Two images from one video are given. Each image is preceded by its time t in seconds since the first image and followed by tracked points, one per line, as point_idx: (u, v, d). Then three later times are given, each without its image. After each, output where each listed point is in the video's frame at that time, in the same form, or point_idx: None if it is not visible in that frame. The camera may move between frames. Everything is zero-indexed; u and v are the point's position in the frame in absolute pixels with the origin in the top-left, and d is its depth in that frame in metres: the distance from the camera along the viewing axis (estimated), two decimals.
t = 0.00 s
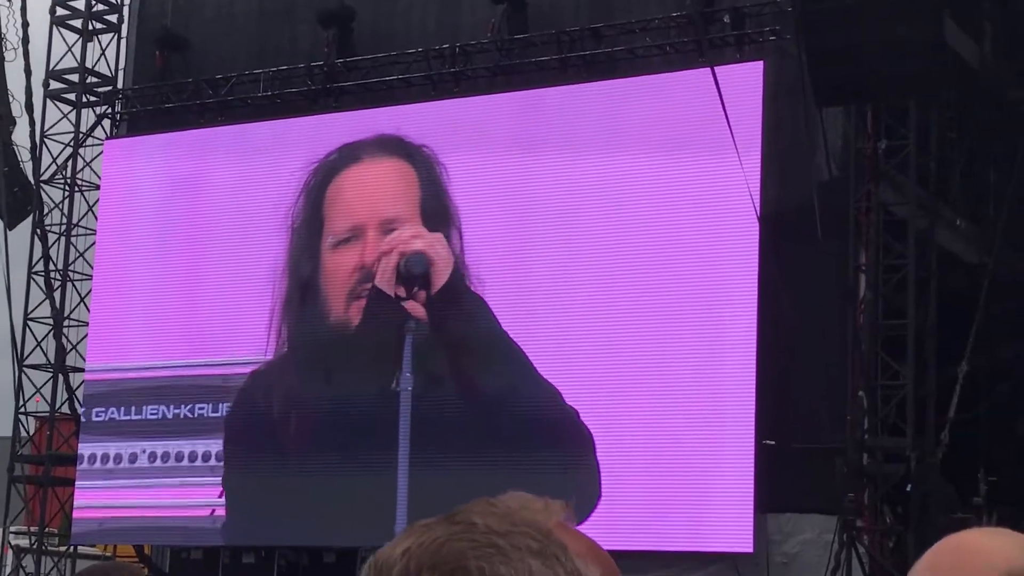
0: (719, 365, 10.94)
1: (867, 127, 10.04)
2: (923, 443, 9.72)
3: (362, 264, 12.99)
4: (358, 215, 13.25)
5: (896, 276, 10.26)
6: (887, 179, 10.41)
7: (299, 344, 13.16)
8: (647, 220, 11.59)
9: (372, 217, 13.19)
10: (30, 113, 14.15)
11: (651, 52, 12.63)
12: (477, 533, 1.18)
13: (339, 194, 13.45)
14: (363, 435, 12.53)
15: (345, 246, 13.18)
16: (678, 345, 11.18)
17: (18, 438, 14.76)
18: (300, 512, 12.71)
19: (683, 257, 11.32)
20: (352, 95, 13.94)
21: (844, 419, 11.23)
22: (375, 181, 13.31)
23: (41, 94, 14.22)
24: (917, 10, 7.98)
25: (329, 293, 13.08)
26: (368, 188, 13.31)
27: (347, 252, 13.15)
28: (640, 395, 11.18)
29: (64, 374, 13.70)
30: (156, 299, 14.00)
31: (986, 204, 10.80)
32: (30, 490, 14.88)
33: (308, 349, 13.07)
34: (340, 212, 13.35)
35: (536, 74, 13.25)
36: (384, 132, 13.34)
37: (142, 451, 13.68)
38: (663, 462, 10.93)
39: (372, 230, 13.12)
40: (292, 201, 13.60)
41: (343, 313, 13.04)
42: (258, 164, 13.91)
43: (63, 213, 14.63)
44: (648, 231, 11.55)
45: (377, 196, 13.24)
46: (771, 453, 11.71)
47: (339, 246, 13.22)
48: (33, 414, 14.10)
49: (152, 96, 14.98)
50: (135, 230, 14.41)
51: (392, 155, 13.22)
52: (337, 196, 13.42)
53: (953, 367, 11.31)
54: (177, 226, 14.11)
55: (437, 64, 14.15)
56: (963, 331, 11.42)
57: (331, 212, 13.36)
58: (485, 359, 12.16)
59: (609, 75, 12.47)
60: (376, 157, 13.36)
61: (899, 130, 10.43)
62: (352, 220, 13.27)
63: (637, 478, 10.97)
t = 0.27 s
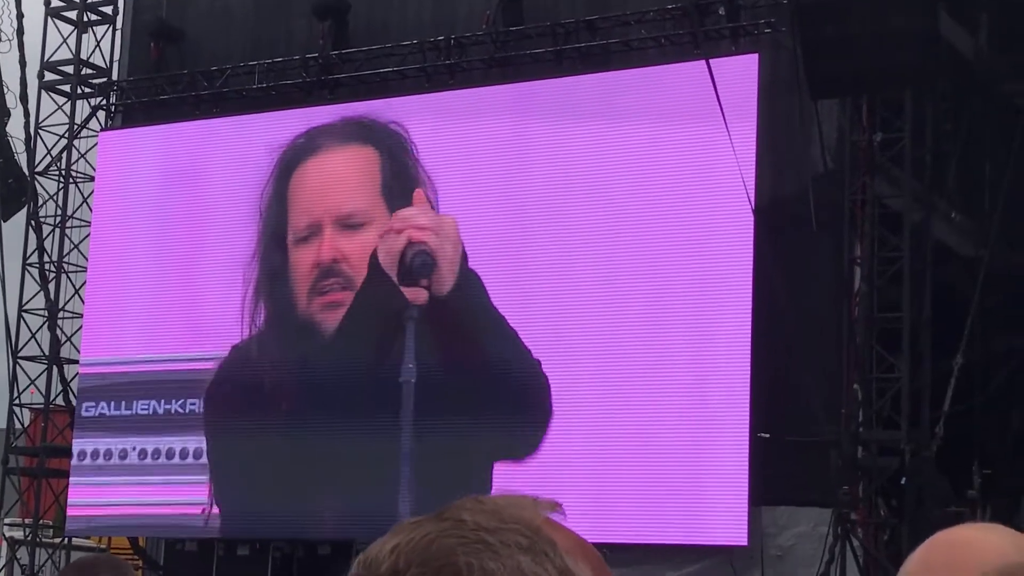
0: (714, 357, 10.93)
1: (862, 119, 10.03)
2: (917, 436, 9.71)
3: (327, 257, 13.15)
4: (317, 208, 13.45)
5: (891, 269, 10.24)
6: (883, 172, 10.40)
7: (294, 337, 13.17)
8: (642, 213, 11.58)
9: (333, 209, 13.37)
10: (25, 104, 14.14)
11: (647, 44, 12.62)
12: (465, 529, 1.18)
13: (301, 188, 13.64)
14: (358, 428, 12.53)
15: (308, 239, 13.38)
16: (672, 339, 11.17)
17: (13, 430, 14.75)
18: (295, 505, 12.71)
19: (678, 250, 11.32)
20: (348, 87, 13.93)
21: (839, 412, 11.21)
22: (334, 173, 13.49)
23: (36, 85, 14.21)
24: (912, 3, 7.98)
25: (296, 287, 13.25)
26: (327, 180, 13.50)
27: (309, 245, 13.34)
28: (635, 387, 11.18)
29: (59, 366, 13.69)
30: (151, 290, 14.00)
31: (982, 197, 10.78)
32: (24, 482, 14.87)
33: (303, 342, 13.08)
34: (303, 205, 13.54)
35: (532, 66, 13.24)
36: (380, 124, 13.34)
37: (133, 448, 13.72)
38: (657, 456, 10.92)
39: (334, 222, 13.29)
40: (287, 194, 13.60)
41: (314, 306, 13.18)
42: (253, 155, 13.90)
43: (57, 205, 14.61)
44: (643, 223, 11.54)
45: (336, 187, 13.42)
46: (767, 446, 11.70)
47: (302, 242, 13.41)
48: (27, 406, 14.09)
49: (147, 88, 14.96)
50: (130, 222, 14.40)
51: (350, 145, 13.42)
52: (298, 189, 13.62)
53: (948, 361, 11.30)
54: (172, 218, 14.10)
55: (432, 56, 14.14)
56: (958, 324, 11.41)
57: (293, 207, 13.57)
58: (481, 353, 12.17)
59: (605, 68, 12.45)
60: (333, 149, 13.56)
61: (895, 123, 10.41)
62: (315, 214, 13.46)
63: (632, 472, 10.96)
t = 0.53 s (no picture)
0: (717, 352, 10.94)
1: (865, 115, 10.03)
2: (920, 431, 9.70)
3: (323, 255, 13.25)
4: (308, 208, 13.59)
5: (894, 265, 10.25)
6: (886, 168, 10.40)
7: (298, 330, 13.20)
8: (645, 208, 11.60)
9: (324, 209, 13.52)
10: (29, 97, 14.16)
11: (651, 38, 12.62)
12: (475, 523, 1.19)
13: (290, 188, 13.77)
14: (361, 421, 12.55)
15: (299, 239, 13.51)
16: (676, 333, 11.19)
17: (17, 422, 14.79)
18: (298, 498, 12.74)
19: (682, 245, 11.33)
20: (352, 80, 13.94)
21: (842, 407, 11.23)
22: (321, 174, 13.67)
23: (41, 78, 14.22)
24: None
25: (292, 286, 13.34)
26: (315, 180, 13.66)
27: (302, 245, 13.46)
28: (638, 381, 11.20)
29: (63, 358, 13.72)
30: (155, 283, 14.04)
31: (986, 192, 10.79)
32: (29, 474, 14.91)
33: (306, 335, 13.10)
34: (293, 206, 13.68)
35: (536, 60, 13.25)
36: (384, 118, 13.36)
37: (132, 443, 13.89)
38: (660, 450, 10.94)
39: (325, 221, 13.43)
40: (291, 187, 13.63)
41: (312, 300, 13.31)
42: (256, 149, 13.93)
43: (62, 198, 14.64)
44: (646, 218, 11.56)
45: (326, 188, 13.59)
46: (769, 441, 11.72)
47: (294, 243, 13.54)
48: (32, 398, 14.13)
49: (152, 81, 14.98)
50: (135, 215, 14.44)
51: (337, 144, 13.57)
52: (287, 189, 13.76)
53: (951, 356, 11.31)
54: (176, 211, 14.15)
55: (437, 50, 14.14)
56: (961, 319, 11.40)
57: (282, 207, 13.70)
58: (484, 347, 12.20)
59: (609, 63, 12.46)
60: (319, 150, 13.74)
61: (898, 119, 10.42)
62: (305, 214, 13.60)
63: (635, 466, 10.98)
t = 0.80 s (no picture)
0: (724, 353, 10.95)
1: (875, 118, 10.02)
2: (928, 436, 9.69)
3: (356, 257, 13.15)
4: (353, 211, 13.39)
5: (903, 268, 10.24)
6: (895, 171, 10.39)
7: (307, 331, 13.22)
8: (653, 210, 11.60)
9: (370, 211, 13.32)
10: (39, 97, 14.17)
11: (660, 41, 12.62)
12: (483, 529, 1.19)
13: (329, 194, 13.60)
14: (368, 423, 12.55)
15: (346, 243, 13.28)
16: (683, 336, 11.19)
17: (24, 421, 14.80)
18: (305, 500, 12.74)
19: (689, 246, 11.33)
20: (361, 81, 13.94)
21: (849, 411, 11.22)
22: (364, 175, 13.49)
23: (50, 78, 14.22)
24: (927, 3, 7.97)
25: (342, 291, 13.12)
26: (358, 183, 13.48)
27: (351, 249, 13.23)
28: (646, 383, 11.18)
29: (72, 357, 13.72)
30: (162, 283, 14.04)
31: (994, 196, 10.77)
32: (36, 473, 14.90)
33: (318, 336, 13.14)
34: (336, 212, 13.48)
35: (546, 62, 13.25)
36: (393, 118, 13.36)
37: (134, 447, 13.85)
38: (667, 453, 10.93)
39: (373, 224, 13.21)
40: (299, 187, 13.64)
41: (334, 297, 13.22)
42: (264, 149, 13.93)
43: (70, 198, 14.65)
44: (654, 221, 11.55)
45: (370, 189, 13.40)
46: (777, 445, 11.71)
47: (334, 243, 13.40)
48: (39, 397, 14.12)
49: (161, 81, 14.99)
50: (142, 214, 14.44)
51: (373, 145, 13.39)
52: (329, 194, 13.57)
53: (959, 361, 11.30)
54: (183, 211, 14.15)
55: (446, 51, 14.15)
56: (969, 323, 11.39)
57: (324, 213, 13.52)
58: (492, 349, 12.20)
59: (618, 65, 12.46)
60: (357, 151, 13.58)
61: (907, 122, 10.41)
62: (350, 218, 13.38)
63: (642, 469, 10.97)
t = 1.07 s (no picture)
0: (732, 359, 10.95)
1: (883, 125, 10.01)
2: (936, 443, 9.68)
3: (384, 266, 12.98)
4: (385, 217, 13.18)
5: (911, 275, 10.24)
6: (904, 178, 10.39)
7: (315, 336, 13.22)
8: (662, 217, 11.61)
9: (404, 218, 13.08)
10: (48, 102, 14.19)
11: (668, 47, 12.63)
12: (489, 534, 1.20)
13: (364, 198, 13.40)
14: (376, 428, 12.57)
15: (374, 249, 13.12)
16: (691, 342, 11.19)
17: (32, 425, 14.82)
18: (312, 505, 12.76)
19: (698, 253, 11.34)
20: (370, 87, 13.96)
21: (857, 417, 11.22)
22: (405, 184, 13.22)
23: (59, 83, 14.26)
24: (935, 10, 7.98)
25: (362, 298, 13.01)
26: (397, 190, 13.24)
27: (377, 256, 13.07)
28: (654, 389, 11.19)
29: (80, 362, 13.73)
30: (171, 288, 14.06)
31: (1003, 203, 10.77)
32: (45, 478, 14.91)
33: (326, 341, 13.14)
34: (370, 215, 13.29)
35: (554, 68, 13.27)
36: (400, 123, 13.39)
37: (137, 456, 13.88)
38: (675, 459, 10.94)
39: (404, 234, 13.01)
40: (307, 193, 13.66)
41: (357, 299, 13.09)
42: (273, 154, 13.95)
43: (80, 203, 14.67)
44: (663, 227, 11.57)
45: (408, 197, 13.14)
46: (784, 451, 11.71)
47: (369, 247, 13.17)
48: (48, 402, 14.14)
49: (170, 86, 15.02)
50: (151, 219, 14.47)
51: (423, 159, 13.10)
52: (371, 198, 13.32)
53: (967, 367, 11.30)
54: (193, 216, 14.17)
55: (455, 57, 14.17)
56: (977, 330, 11.39)
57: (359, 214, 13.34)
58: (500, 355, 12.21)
59: (627, 71, 12.47)
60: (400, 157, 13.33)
61: (916, 129, 10.41)
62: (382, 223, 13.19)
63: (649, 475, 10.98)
